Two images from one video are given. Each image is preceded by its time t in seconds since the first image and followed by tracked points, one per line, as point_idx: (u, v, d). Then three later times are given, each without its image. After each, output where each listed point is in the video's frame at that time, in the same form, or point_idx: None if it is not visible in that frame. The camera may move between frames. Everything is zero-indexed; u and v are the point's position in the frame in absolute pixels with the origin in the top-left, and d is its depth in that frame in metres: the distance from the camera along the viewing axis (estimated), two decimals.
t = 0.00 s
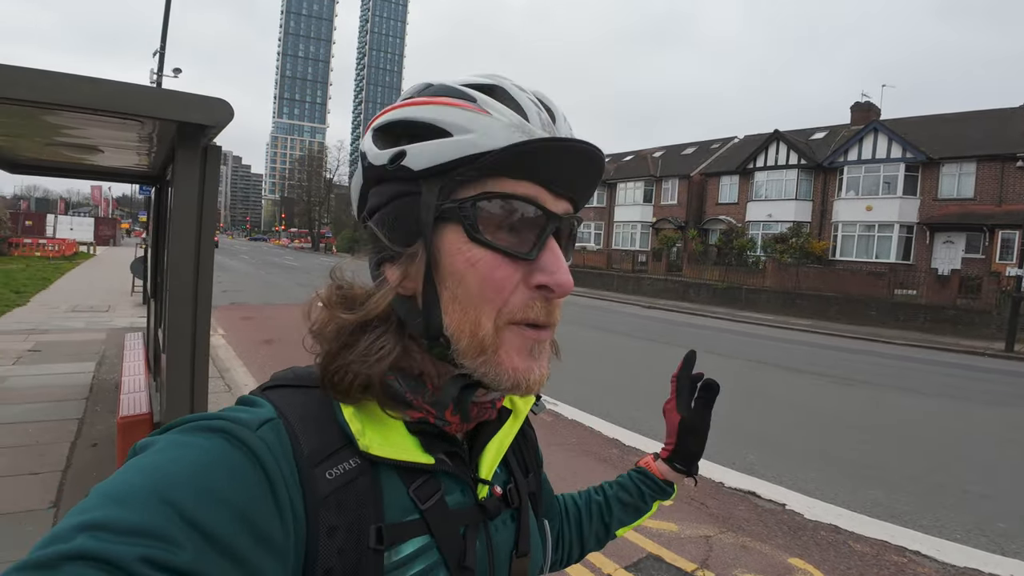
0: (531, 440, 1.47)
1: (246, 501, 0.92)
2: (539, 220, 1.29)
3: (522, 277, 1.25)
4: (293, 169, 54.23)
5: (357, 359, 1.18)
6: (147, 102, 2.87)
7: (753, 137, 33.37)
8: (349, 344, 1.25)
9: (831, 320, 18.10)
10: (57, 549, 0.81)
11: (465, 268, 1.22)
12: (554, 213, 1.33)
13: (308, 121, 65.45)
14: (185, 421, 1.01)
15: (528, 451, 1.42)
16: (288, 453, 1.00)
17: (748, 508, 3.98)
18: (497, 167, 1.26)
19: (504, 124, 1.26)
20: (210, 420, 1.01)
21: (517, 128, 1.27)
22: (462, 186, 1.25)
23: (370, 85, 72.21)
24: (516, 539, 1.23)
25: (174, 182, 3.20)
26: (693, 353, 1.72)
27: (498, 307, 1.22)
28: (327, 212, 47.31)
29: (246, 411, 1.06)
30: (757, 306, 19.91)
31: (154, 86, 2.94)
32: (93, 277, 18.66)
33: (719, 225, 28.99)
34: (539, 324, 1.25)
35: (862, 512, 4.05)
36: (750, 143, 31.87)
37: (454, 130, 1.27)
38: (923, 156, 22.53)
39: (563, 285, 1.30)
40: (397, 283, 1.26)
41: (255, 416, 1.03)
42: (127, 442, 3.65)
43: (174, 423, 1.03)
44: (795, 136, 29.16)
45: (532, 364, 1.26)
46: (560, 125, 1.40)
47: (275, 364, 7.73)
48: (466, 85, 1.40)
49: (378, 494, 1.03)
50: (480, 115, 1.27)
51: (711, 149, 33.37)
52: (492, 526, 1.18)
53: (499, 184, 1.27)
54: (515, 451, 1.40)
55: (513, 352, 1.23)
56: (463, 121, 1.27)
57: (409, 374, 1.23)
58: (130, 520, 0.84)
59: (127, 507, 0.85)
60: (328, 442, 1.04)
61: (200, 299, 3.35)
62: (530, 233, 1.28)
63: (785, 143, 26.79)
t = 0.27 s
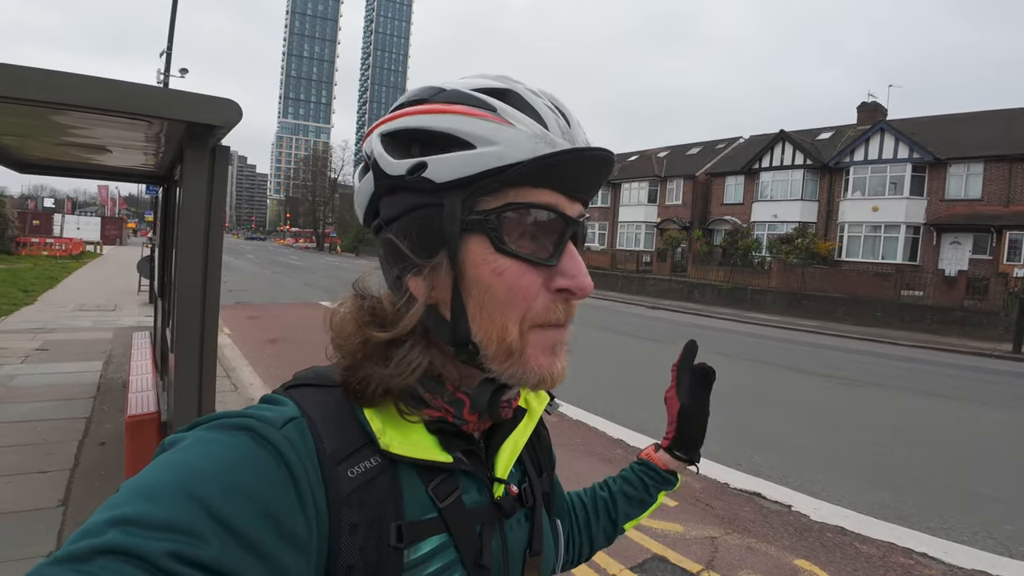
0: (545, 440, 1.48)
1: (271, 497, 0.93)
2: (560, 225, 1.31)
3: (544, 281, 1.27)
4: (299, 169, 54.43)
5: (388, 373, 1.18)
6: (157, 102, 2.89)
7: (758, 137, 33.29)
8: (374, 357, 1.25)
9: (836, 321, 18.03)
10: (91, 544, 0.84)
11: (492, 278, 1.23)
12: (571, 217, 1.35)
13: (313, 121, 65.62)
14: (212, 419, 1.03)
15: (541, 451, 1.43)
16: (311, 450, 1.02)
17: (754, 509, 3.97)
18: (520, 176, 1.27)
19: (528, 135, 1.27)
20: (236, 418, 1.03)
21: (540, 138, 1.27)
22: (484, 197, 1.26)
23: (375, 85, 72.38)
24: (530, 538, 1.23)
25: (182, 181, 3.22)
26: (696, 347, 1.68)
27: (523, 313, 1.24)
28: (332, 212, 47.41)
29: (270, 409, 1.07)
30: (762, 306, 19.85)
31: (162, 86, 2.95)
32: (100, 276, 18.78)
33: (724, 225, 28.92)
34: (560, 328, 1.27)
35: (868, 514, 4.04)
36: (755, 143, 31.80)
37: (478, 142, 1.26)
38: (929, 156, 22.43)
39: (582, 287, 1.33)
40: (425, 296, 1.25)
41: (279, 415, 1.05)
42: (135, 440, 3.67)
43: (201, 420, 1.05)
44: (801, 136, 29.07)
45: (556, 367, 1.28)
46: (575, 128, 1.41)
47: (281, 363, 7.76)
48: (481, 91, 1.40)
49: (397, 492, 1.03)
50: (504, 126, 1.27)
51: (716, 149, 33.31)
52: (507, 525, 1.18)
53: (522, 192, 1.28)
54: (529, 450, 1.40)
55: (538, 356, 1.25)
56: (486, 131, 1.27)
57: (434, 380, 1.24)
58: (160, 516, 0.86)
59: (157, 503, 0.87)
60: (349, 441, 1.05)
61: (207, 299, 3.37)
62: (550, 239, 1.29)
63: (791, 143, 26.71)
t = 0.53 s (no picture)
0: (546, 438, 1.48)
1: (270, 491, 0.93)
2: (557, 220, 1.30)
3: (542, 276, 1.27)
4: (301, 169, 54.48)
5: (387, 370, 1.18)
6: (161, 103, 2.89)
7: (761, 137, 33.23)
8: (371, 355, 1.25)
9: (840, 321, 17.98)
10: (92, 538, 0.84)
11: (490, 274, 1.23)
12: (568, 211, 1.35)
13: (315, 121, 65.67)
14: (212, 414, 1.02)
15: (542, 449, 1.43)
16: (312, 446, 1.02)
17: (757, 509, 3.96)
18: (517, 173, 1.26)
19: (523, 131, 1.27)
20: (236, 413, 1.02)
21: (536, 133, 1.27)
22: (480, 194, 1.26)
23: (378, 85, 72.41)
24: (530, 536, 1.23)
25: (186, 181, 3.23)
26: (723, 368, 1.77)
27: (521, 308, 1.24)
28: (335, 212, 47.45)
29: (270, 405, 1.07)
30: (765, 307, 19.80)
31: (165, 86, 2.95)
32: (103, 276, 18.81)
33: (727, 226, 28.87)
34: (558, 322, 1.27)
35: (873, 514, 4.02)
36: (758, 143, 31.71)
37: (475, 140, 1.26)
38: (934, 156, 22.35)
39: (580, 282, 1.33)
40: (422, 293, 1.25)
41: (279, 410, 1.05)
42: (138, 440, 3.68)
43: (203, 415, 1.05)
44: (805, 136, 28.99)
45: (553, 362, 1.28)
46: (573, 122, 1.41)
47: (283, 363, 7.76)
48: (475, 87, 1.40)
49: (397, 490, 1.03)
50: (499, 122, 1.27)
51: (719, 148, 33.24)
52: (507, 523, 1.18)
53: (519, 188, 1.27)
54: (530, 448, 1.40)
55: (537, 351, 1.25)
56: (482, 128, 1.26)
57: (434, 377, 1.24)
58: (160, 511, 0.86)
59: (156, 499, 0.87)
60: (348, 438, 1.05)
61: (211, 299, 3.37)
62: (548, 234, 1.29)
63: (794, 143, 26.65)
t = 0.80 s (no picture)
0: (546, 442, 1.47)
1: (266, 494, 0.92)
2: (558, 222, 1.30)
3: (543, 277, 1.26)
4: (302, 169, 54.50)
5: (387, 373, 1.18)
6: (161, 103, 2.89)
7: (762, 136, 33.18)
8: (372, 357, 1.24)
9: (841, 320, 17.96)
10: (87, 540, 0.83)
11: (491, 275, 1.22)
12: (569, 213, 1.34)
13: (316, 121, 65.68)
14: (209, 416, 1.02)
15: (542, 453, 1.42)
16: (309, 448, 1.01)
17: (758, 509, 3.95)
18: (519, 174, 1.25)
19: (524, 132, 1.26)
20: (234, 415, 1.01)
21: (536, 135, 1.26)
22: (480, 195, 1.25)
23: (379, 85, 72.41)
24: (529, 540, 1.22)
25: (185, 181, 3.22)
26: (764, 425, 1.78)
27: (522, 309, 1.23)
28: (336, 211, 47.51)
29: (267, 407, 1.07)
30: (767, 306, 19.79)
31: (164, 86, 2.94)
32: (105, 276, 18.84)
33: (728, 224, 28.84)
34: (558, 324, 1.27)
35: (874, 514, 4.01)
36: (760, 141, 31.67)
37: (475, 140, 1.25)
38: (935, 155, 22.31)
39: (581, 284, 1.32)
40: (423, 294, 1.25)
41: (277, 413, 1.04)
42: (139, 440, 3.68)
43: (200, 417, 1.04)
44: (806, 134, 28.95)
45: (553, 364, 1.27)
46: (573, 125, 1.40)
47: (284, 362, 7.77)
48: (476, 90, 1.39)
49: (394, 493, 1.02)
50: (500, 124, 1.26)
51: (720, 147, 33.21)
52: (506, 527, 1.17)
53: (519, 190, 1.26)
54: (530, 452, 1.39)
55: (537, 353, 1.25)
56: (482, 130, 1.26)
57: (434, 380, 1.24)
58: (155, 513, 0.85)
59: (152, 501, 0.86)
60: (346, 440, 1.04)
61: (211, 299, 3.37)
62: (548, 236, 1.28)
63: (795, 142, 26.61)
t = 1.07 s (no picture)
0: (547, 445, 1.46)
1: (266, 495, 0.91)
2: (560, 225, 1.29)
3: (545, 281, 1.26)
4: (302, 169, 54.49)
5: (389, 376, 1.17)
6: (159, 103, 2.88)
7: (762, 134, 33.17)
8: (373, 361, 1.24)
9: (841, 319, 17.95)
10: (85, 541, 0.83)
11: (493, 280, 1.21)
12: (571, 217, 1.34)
13: (316, 120, 65.68)
14: (210, 416, 1.01)
15: (543, 457, 1.41)
16: (308, 449, 1.00)
17: (758, 509, 3.94)
18: (521, 177, 1.24)
19: (526, 135, 1.25)
20: (235, 417, 1.01)
21: (538, 138, 1.25)
22: (483, 198, 1.24)
23: (378, 84, 72.40)
24: (529, 544, 1.21)
25: (184, 181, 3.21)
26: None
27: (523, 313, 1.23)
28: (336, 211, 47.52)
29: (267, 408, 1.06)
30: (766, 305, 19.79)
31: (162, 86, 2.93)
32: (105, 276, 18.84)
33: (728, 223, 28.83)
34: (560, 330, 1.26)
35: (875, 514, 4.00)
36: (759, 140, 31.66)
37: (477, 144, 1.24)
38: (935, 153, 22.30)
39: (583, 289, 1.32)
40: (424, 298, 1.24)
41: (277, 414, 1.03)
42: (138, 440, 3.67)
43: (200, 418, 1.03)
44: (806, 133, 28.95)
45: (552, 369, 1.27)
46: (576, 129, 1.40)
47: (284, 362, 7.77)
48: (478, 93, 1.38)
49: (393, 494, 1.02)
50: (502, 127, 1.25)
51: (720, 146, 33.20)
52: (506, 529, 1.16)
53: (521, 193, 1.26)
54: (530, 455, 1.38)
55: (537, 359, 1.24)
56: (484, 134, 1.25)
57: (435, 384, 1.23)
58: (154, 513, 0.84)
59: (152, 500, 0.86)
60: (345, 440, 1.04)
61: (210, 300, 3.36)
62: (550, 240, 1.28)
63: (795, 140, 26.61)
